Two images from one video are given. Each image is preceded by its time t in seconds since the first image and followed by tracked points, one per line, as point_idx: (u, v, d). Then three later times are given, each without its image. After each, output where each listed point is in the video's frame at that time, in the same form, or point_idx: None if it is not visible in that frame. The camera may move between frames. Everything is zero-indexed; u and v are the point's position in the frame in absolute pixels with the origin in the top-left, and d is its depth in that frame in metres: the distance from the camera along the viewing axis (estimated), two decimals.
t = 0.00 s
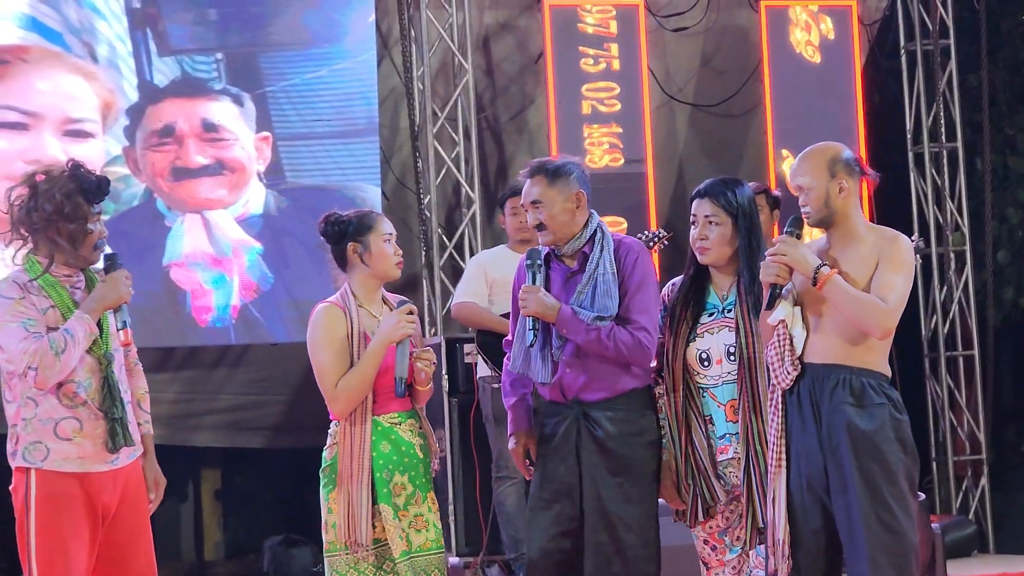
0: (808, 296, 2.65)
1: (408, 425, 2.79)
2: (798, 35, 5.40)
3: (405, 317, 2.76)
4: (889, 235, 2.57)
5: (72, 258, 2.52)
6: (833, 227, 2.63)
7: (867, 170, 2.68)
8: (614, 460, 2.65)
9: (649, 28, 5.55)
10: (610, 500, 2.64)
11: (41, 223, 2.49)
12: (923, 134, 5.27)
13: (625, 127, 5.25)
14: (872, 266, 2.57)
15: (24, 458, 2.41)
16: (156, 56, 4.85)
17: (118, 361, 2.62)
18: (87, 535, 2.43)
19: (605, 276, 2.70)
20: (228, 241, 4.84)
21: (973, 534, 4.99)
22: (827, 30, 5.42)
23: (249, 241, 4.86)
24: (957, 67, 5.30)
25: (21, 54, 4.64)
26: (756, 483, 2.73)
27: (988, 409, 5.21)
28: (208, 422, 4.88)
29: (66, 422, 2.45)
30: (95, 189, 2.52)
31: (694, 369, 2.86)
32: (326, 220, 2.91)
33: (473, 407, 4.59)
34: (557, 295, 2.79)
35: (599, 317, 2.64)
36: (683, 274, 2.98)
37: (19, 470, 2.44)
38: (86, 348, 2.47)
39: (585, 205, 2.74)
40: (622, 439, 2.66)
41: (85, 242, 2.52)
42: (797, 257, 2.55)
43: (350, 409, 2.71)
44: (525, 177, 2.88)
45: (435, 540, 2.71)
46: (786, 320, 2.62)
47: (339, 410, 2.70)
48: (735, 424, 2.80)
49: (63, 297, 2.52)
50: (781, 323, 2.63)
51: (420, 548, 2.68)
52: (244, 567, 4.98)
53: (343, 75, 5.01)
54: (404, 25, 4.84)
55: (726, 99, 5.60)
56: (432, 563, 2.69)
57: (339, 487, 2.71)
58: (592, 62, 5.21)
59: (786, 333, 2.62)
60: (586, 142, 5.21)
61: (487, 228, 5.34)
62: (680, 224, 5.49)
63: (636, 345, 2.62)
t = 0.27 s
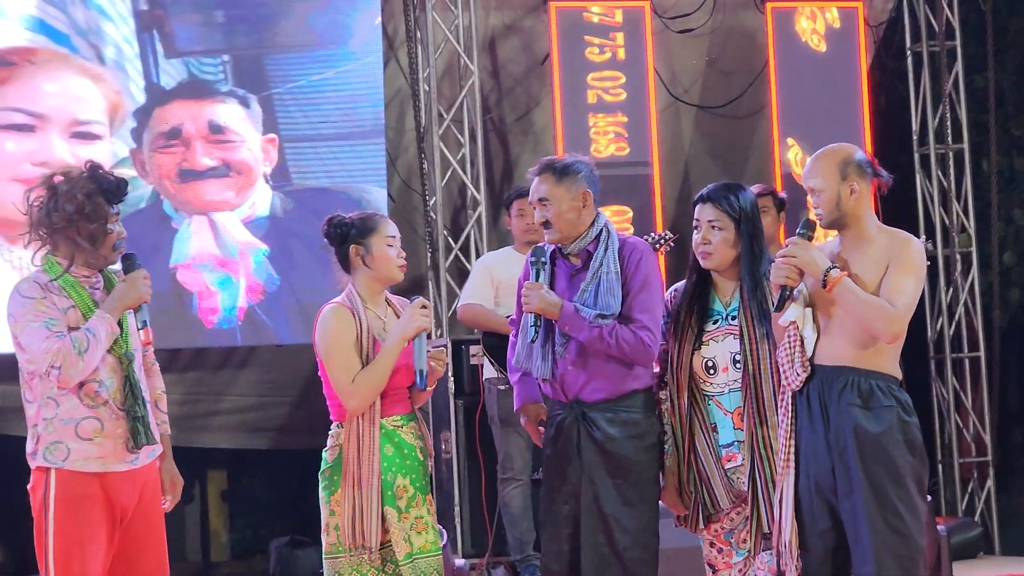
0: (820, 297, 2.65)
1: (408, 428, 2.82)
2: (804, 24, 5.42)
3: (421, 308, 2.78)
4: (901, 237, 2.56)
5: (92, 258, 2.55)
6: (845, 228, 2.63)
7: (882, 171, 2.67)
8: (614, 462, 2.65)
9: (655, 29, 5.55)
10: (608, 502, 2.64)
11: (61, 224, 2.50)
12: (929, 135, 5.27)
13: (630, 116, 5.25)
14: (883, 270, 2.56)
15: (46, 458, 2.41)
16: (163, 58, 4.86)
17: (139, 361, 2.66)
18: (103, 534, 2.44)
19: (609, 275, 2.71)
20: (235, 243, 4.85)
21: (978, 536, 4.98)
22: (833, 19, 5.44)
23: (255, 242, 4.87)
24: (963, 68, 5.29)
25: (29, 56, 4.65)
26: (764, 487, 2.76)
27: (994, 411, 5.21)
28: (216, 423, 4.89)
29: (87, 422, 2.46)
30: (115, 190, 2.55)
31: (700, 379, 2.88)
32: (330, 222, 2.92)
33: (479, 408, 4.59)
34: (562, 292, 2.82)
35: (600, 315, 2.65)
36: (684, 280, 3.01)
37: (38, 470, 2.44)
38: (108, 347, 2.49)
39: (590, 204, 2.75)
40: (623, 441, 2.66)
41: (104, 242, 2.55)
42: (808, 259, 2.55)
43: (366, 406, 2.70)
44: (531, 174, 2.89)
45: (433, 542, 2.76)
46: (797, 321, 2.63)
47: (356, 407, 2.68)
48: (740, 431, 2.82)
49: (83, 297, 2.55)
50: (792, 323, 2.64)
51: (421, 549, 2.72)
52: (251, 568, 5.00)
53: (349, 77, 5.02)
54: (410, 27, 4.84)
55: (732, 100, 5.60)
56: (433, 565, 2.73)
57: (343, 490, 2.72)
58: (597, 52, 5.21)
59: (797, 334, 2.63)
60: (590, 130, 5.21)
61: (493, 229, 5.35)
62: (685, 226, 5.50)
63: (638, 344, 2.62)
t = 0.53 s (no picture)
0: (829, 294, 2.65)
1: (407, 428, 2.79)
2: (812, 9, 5.43)
3: (427, 283, 2.76)
4: (911, 235, 2.56)
5: (113, 255, 2.55)
6: (856, 226, 2.64)
7: (892, 169, 2.67)
8: (614, 459, 2.65)
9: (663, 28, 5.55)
10: (608, 500, 2.65)
11: (83, 222, 2.50)
12: (937, 133, 5.27)
13: (638, 101, 5.26)
14: (892, 268, 2.56)
15: (65, 455, 2.41)
16: (171, 56, 4.86)
17: (157, 358, 2.68)
18: (120, 531, 2.44)
19: (609, 275, 2.71)
20: (244, 242, 4.85)
21: (988, 534, 4.97)
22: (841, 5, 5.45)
23: (264, 241, 4.86)
24: (971, 67, 5.29)
25: (38, 54, 4.64)
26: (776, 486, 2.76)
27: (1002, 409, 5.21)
28: (224, 421, 4.90)
29: (107, 419, 2.46)
30: (136, 188, 2.56)
31: (716, 373, 2.88)
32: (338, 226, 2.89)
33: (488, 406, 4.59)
34: (563, 291, 2.82)
35: (600, 314, 2.66)
36: (705, 277, 3.00)
37: (55, 466, 2.44)
38: (128, 344, 2.49)
39: (592, 202, 2.74)
40: (623, 439, 2.65)
41: (125, 240, 2.56)
42: (818, 256, 2.56)
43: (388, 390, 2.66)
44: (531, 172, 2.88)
45: (432, 542, 2.73)
46: (807, 319, 2.63)
47: (379, 390, 2.64)
48: (754, 426, 2.80)
49: (103, 295, 2.54)
50: (801, 321, 2.64)
51: (419, 550, 2.69)
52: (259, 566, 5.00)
53: (357, 75, 5.02)
54: (419, 25, 4.84)
55: (740, 98, 5.60)
56: (431, 565, 2.71)
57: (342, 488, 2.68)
58: (605, 37, 5.21)
59: (807, 331, 2.64)
60: (598, 115, 5.22)
61: (501, 227, 5.35)
62: (694, 224, 5.50)
63: (637, 342, 2.61)
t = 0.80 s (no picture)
0: (835, 292, 2.65)
1: (404, 429, 2.78)
2: None
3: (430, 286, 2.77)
4: (917, 232, 2.55)
5: (124, 254, 2.56)
6: (862, 223, 2.63)
7: (897, 166, 2.67)
8: (614, 455, 2.65)
9: (668, 24, 5.55)
10: (609, 496, 2.65)
11: (94, 218, 2.50)
12: (943, 129, 5.27)
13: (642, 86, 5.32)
14: (898, 264, 2.56)
15: (74, 452, 2.41)
16: (176, 53, 4.86)
17: (167, 356, 2.67)
18: (128, 528, 2.44)
19: (609, 271, 2.70)
20: (248, 238, 4.85)
21: (993, 531, 4.96)
22: None
23: (268, 237, 4.87)
24: (976, 63, 5.29)
25: (43, 51, 4.64)
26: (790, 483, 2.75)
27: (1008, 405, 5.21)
28: (228, 419, 4.89)
29: (116, 416, 2.46)
30: (149, 185, 2.56)
31: (755, 369, 2.90)
32: (347, 229, 2.89)
33: (493, 402, 4.60)
34: (563, 288, 2.80)
35: (601, 311, 2.65)
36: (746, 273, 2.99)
37: (65, 463, 2.43)
38: (137, 342, 2.49)
39: (592, 199, 2.73)
40: (624, 436, 2.65)
41: (136, 238, 2.56)
42: (824, 253, 2.55)
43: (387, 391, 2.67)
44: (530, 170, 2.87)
45: (429, 541, 2.73)
46: (812, 316, 2.63)
47: (377, 391, 2.65)
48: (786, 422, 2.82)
49: (113, 293, 2.55)
50: (806, 318, 2.65)
51: (417, 550, 2.70)
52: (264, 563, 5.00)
53: (362, 72, 5.02)
54: (423, 22, 4.83)
55: (746, 94, 5.59)
56: (430, 564, 2.71)
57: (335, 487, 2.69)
58: (608, 22, 5.28)
59: (812, 328, 2.63)
60: (603, 100, 5.30)
61: (506, 224, 5.35)
62: (698, 221, 5.50)
63: (638, 339, 2.61)
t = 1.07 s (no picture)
0: (835, 289, 2.65)
1: (410, 425, 2.76)
2: None
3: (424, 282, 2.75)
4: (916, 229, 2.55)
5: (127, 251, 2.55)
6: (860, 220, 2.64)
7: (894, 161, 2.67)
8: (612, 451, 2.65)
9: (668, 21, 5.54)
10: (607, 492, 2.64)
11: (98, 215, 2.50)
12: (943, 127, 5.27)
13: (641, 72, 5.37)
14: (897, 261, 2.56)
15: (75, 448, 2.41)
16: (175, 50, 4.85)
17: (168, 354, 2.67)
18: (128, 525, 2.44)
19: (606, 268, 2.70)
20: (248, 235, 4.84)
21: (993, 528, 4.97)
22: None
23: (268, 234, 4.87)
24: (976, 60, 5.29)
25: (42, 48, 4.64)
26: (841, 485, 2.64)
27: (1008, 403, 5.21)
28: (229, 416, 4.85)
29: (117, 413, 2.46)
30: (152, 182, 2.56)
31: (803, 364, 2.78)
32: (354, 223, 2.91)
33: (493, 399, 4.60)
34: (560, 285, 2.78)
35: (598, 308, 2.64)
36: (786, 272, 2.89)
37: (66, 460, 2.44)
38: (139, 339, 2.49)
39: (587, 195, 2.73)
40: (622, 432, 2.65)
41: (139, 237, 2.55)
42: (824, 250, 2.54)
43: (379, 386, 2.68)
44: (521, 169, 2.86)
45: (433, 539, 2.70)
46: (812, 313, 2.61)
47: (368, 385, 2.67)
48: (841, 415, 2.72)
49: (116, 290, 2.54)
50: (806, 316, 2.62)
51: (418, 546, 2.67)
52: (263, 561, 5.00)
53: (362, 69, 5.02)
54: (423, 19, 4.83)
55: (747, 91, 5.59)
56: (432, 562, 2.68)
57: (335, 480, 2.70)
58: (609, 7, 5.37)
59: (812, 326, 2.61)
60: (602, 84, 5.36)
61: (506, 221, 5.34)
62: (698, 218, 5.50)
63: (635, 335, 2.60)
